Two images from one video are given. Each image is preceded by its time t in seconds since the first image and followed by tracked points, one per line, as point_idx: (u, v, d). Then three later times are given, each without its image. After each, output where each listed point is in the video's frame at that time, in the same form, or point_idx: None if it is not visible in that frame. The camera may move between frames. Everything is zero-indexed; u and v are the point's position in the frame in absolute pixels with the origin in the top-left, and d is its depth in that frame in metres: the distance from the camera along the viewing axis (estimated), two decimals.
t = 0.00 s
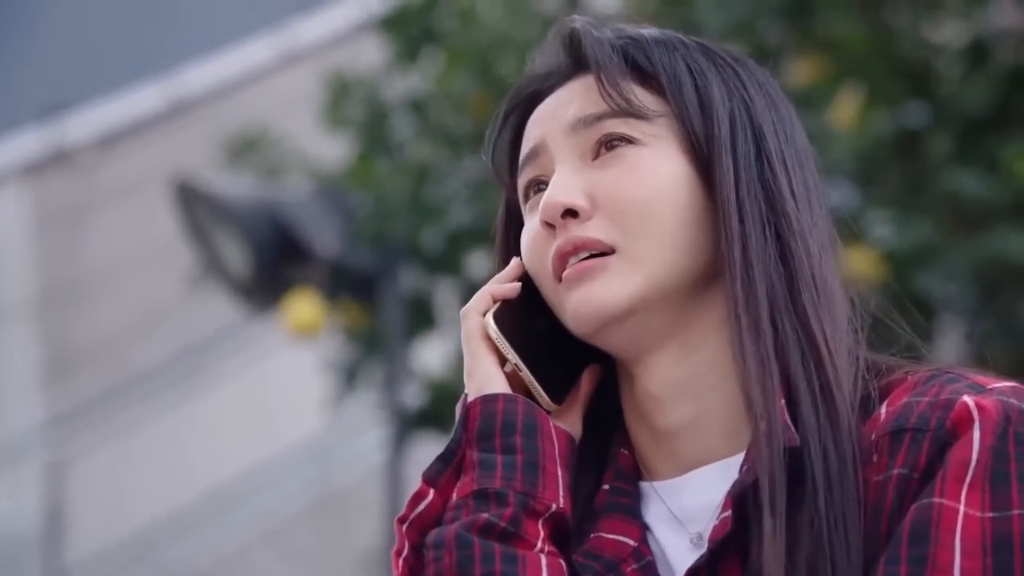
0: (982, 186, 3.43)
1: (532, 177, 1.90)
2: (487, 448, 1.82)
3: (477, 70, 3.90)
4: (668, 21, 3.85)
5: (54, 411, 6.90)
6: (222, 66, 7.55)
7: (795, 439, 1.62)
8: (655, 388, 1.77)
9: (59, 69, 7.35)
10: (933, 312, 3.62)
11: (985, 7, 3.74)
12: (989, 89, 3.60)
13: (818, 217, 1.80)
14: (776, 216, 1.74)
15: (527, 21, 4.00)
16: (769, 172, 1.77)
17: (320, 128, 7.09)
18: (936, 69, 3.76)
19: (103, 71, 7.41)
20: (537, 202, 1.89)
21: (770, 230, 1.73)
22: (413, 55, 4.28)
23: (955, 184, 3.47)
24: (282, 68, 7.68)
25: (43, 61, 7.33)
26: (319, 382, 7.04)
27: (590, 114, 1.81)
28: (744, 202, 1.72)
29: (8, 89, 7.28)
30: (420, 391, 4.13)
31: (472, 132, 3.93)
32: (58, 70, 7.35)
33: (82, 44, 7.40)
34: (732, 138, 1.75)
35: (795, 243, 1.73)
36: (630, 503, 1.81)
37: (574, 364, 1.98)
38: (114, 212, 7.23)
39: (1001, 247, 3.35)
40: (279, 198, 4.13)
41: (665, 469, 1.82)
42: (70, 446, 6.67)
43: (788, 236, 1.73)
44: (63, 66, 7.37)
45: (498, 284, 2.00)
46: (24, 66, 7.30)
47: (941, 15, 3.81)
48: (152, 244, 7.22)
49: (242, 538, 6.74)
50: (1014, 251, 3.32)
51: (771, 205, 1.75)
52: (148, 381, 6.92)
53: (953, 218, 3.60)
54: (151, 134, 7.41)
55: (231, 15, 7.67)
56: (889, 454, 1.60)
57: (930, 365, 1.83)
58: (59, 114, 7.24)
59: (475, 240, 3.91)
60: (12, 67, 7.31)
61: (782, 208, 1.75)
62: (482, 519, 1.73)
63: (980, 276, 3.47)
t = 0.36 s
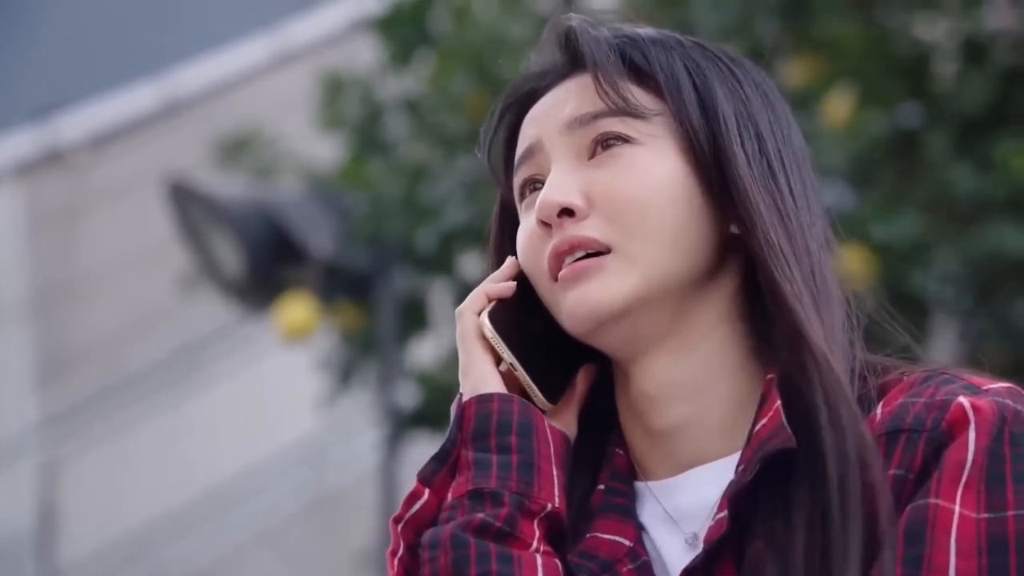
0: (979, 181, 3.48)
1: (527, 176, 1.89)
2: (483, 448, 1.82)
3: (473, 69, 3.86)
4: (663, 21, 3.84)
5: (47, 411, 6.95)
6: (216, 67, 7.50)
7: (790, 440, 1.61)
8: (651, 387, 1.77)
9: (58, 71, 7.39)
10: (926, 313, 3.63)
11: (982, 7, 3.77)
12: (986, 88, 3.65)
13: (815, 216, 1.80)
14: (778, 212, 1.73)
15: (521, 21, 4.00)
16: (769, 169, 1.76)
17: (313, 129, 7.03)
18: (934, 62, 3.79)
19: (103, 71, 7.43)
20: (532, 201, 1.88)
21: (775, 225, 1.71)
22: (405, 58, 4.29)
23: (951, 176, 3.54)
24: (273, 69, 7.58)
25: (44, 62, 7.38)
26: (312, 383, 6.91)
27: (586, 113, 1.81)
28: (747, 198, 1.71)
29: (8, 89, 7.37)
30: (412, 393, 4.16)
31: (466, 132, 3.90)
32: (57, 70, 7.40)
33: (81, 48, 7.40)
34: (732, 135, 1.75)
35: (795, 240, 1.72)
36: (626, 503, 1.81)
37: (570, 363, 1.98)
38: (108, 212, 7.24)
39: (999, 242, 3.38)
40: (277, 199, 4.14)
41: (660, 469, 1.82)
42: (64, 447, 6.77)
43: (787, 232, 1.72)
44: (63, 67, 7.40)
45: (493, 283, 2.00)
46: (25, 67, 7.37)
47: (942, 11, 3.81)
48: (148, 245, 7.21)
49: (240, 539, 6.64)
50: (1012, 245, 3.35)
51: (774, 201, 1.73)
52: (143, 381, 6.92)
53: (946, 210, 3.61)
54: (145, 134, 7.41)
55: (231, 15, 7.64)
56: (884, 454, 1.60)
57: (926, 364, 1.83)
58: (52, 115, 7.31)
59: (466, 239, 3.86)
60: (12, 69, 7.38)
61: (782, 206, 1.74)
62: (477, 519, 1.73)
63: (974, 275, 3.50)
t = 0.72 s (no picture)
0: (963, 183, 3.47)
1: (523, 176, 1.90)
2: (478, 449, 1.82)
3: (469, 67, 3.88)
4: (658, 21, 3.95)
5: (42, 411, 6.92)
6: (213, 66, 7.47)
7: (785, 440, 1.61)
8: (647, 388, 1.77)
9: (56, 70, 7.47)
10: (922, 313, 3.62)
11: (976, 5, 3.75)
12: (979, 90, 3.60)
13: (810, 217, 1.80)
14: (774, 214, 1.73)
15: (518, 19, 3.99)
16: (765, 170, 1.76)
17: (309, 129, 7.00)
18: (930, 62, 3.76)
19: (101, 70, 7.49)
20: (528, 201, 1.89)
21: (771, 225, 1.71)
22: (402, 55, 4.28)
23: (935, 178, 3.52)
24: (270, 69, 7.54)
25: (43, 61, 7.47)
26: (309, 387, 6.94)
27: (583, 114, 1.81)
28: (744, 199, 1.71)
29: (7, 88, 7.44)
30: (409, 396, 4.17)
31: (463, 132, 3.92)
32: (57, 70, 7.47)
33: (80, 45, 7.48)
34: (727, 136, 1.75)
35: (791, 241, 1.72)
36: (621, 504, 1.81)
37: (565, 363, 1.99)
38: (106, 211, 7.22)
39: (981, 250, 3.37)
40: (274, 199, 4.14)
41: (655, 469, 1.82)
42: (61, 446, 6.78)
43: (783, 234, 1.72)
44: (63, 66, 7.48)
45: (488, 283, 2.00)
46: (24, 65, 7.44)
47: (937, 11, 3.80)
48: (145, 244, 7.19)
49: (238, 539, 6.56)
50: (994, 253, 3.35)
51: (770, 202, 1.74)
52: (138, 381, 6.92)
53: (945, 217, 3.56)
54: (141, 134, 7.37)
55: (231, 15, 7.70)
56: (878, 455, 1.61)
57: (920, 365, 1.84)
58: (49, 115, 7.32)
59: (461, 241, 3.84)
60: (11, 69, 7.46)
61: (778, 207, 1.74)
62: (473, 520, 1.73)
63: (967, 278, 3.49)
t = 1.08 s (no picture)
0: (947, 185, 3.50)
1: (521, 175, 1.90)
2: (475, 448, 1.82)
3: (466, 67, 3.89)
4: (649, 21, 3.92)
5: (37, 411, 6.97)
6: (209, 67, 7.46)
7: (781, 438, 1.60)
8: (645, 387, 1.77)
9: (55, 69, 7.50)
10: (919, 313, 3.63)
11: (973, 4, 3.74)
12: (974, 89, 3.62)
13: (809, 217, 1.80)
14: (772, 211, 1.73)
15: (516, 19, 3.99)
16: (764, 169, 1.76)
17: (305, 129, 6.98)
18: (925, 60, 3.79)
19: (97, 70, 7.52)
20: (526, 201, 1.89)
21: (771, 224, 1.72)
22: (400, 55, 4.29)
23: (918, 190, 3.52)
24: (266, 68, 7.51)
25: (42, 60, 7.51)
26: (309, 388, 6.98)
27: (581, 113, 1.81)
28: (744, 198, 1.71)
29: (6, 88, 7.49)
30: (408, 397, 4.17)
31: (460, 135, 3.96)
32: (56, 71, 7.51)
33: (78, 45, 7.54)
34: (727, 136, 1.75)
35: (791, 240, 1.72)
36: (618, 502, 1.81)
37: (562, 363, 1.99)
38: (104, 210, 7.21)
39: (972, 252, 3.40)
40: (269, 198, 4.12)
41: (653, 468, 1.82)
42: (59, 446, 6.79)
43: (784, 233, 1.72)
44: (61, 67, 7.52)
45: (485, 283, 2.01)
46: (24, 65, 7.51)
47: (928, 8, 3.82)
48: (143, 244, 7.18)
49: (229, 538, 6.54)
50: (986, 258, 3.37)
51: (770, 200, 1.74)
52: (136, 380, 6.90)
53: (934, 217, 3.58)
54: (137, 133, 7.37)
55: (230, 15, 7.71)
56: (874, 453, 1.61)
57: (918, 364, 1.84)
58: (45, 115, 7.30)
59: (458, 242, 3.83)
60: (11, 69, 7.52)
61: (777, 206, 1.74)
62: (471, 518, 1.73)
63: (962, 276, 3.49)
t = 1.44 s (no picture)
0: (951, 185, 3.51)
1: (517, 172, 1.90)
2: (471, 446, 1.82)
3: (464, 67, 3.89)
4: (644, 19, 3.93)
5: (36, 410, 6.96)
6: (205, 65, 7.48)
7: (776, 435, 1.60)
8: (642, 384, 1.77)
9: (54, 68, 7.55)
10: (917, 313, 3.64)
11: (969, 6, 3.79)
12: (970, 89, 3.66)
13: (807, 215, 1.80)
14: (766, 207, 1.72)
15: (514, 18, 3.99)
16: (761, 168, 1.76)
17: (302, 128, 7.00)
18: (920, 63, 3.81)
19: (91, 68, 7.55)
20: (522, 198, 1.89)
21: (768, 224, 1.71)
22: (399, 53, 4.29)
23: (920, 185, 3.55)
24: (264, 65, 7.50)
25: (43, 60, 7.56)
26: (309, 384, 6.95)
27: (578, 111, 1.81)
28: (742, 197, 1.71)
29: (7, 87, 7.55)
30: (405, 395, 4.19)
31: (455, 133, 3.95)
32: (55, 70, 7.54)
33: (77, 45, 7.58)
34: (725, 135, 1.75)
35: (788, 238, 1.72)
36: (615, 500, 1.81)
37: (558, 361, 1.99)
38: (102, 208, 7.22)
39: (975, 249, 3.39)
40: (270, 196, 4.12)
41: (649, 465, 1.83)
42: (58, 444, 6.78)
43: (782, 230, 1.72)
44: (60, 66, 7.55)
45: (481, 280, 2.00)
46: (27, 64, 7.57)
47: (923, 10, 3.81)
48: (142, 243, 7.17)
49: (228, 537, 6.52)
50: (988, 253, 3.37)
51: (768, 197, 1.73)
52: (135, 378, 6.92)
53: (935, 217, 3.58)
54: (135, 130, 7.37)
55: (228, 13, 7.72)
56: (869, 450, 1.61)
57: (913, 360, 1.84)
58: (43, 112, 7.29)
59: (456, 242, 3.84)
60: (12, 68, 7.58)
61: (774, 203, 1.74)
62: (468, 517, 1.73)
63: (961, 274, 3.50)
